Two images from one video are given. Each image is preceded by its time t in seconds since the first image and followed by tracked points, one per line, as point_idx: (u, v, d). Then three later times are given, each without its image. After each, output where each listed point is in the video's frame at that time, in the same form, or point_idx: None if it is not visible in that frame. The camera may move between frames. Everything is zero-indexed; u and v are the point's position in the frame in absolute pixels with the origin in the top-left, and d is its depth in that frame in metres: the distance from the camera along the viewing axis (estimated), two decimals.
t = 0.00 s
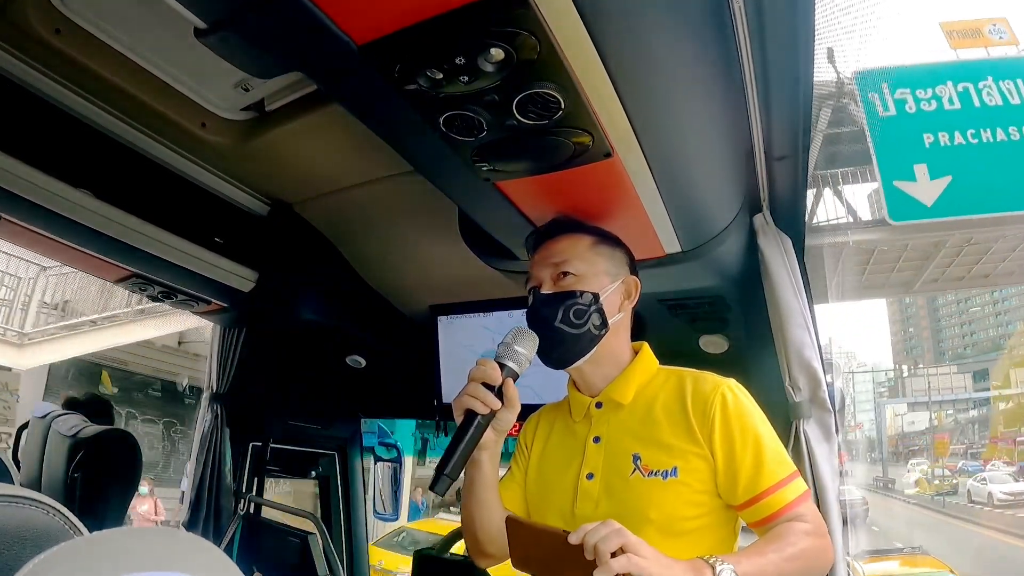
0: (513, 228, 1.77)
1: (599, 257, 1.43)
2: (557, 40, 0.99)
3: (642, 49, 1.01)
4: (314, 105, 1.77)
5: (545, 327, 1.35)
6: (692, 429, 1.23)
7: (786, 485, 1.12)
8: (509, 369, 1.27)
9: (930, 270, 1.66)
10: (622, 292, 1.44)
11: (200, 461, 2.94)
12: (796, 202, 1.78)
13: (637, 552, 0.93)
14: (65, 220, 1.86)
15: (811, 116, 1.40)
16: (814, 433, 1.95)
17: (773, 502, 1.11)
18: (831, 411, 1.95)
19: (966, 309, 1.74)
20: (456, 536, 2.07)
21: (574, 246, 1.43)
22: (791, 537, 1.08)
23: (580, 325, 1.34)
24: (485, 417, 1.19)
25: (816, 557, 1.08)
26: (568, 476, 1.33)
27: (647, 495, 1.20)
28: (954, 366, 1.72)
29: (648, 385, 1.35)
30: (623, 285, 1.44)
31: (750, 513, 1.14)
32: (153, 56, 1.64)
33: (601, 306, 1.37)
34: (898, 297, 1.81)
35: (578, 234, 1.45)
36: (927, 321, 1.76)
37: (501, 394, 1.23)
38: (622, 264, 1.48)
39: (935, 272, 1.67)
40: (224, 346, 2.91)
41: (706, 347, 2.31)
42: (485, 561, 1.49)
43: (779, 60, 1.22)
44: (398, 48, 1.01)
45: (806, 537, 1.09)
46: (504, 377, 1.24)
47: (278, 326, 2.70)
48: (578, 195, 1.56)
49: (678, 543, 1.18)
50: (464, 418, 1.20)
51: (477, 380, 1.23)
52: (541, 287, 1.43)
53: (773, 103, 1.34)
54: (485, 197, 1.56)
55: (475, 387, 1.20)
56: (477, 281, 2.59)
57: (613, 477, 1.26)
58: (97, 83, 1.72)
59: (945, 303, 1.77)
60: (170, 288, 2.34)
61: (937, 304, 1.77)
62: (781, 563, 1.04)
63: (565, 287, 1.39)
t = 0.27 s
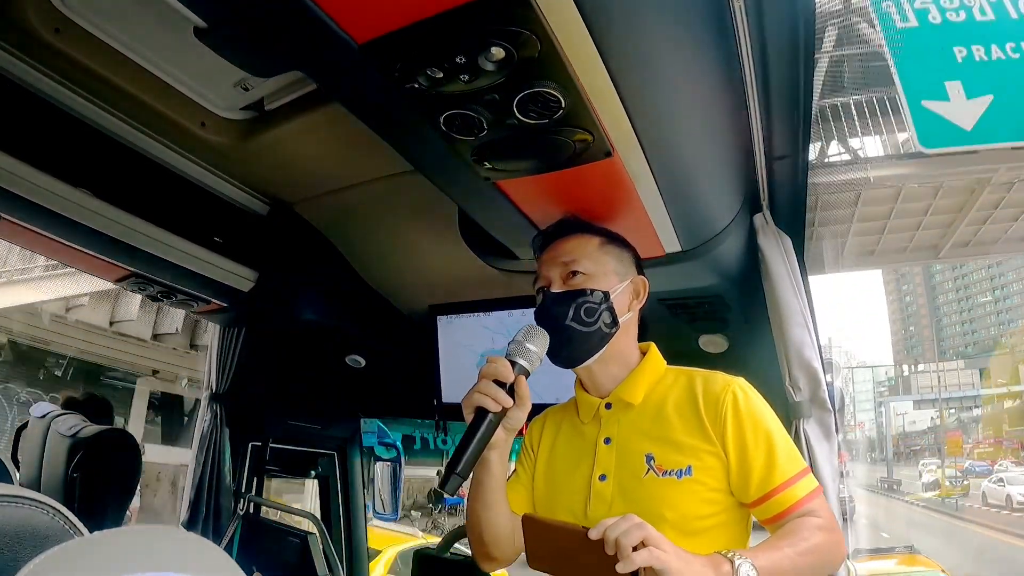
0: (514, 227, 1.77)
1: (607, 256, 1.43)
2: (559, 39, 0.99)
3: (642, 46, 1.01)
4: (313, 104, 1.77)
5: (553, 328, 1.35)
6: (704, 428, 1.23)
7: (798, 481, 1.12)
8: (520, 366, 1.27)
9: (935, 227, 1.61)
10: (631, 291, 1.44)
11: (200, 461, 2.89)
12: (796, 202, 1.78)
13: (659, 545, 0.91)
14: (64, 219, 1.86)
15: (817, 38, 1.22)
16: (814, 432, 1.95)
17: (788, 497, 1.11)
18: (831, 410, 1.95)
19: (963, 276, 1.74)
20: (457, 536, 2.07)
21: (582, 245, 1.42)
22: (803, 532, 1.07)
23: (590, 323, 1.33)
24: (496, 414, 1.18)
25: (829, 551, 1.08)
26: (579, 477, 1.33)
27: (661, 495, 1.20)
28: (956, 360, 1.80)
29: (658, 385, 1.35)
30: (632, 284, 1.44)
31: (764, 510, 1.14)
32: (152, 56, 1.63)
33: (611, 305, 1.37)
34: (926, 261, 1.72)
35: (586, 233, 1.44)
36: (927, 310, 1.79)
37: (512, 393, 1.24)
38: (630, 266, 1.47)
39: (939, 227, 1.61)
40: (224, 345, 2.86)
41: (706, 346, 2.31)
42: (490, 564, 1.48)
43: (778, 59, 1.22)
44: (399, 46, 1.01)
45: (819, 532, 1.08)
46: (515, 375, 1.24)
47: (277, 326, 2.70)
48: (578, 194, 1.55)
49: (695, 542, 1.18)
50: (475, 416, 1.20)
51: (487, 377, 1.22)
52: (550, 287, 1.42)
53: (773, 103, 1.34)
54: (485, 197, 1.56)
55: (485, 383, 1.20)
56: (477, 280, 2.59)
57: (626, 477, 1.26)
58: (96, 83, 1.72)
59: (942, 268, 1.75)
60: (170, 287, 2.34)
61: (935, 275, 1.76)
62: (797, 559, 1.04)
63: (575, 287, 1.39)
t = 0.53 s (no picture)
0: (513, 226, 1.77)
1: (604, 257, 1.42)
2: (559, 38, 0.99)
3: (642, 46, 1.01)
4: (314, 103, 1.77)
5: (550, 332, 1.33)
6: (709, 431, 1.22)
7: (803, 482, 1.12)
8: (519, 370, 1.24)
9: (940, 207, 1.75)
10: (628, 289, 1.44)
11: (199, 459, 2.80)
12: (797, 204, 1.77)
13: (668, 552, 0.92)
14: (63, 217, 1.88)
15: None
16: (813, 432, 1.93)
17: (796, 495, 1.11)
18: (831, 410, 1.93)
19: (960, 253, 1.95)
20: (456, 535, 2.08)
21: (577, 247, 1.40)
22: (812, 533, 1.08)
23: (590, 330, 1.33)
24: (495, 419, 1.18)
25: (835, 552, 1.09)
26: (581, 480, 1.32)
27: (665, 498, 1.20)
28: (964, 354, 2.04)
29: (660, 387, 1.35)
30: (629, 282, 1.44)
31: (769, 512, 1.15)
32: (152, 55, 1.63)
33: (609, 309, 1.36)
34: (962, 208, 1.74)
35: (580, 236, 1.41)
36: (927, 305, 2.05)
37: (511, 397, 1.22)
38: (627, 261, 1.47)
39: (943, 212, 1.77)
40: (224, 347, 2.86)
41: (705, 346, 2.32)
42: (492, 568, 1.48)
43: (778, 65, 1.22)
44: (398, 44, 1.01)
45: (826, 532, 1.09)
46: (514, 379, 1.22)
47: (277, 325, 2.70)
48: (577, 194, 1.55)
49: (700, 547, 1.18)
50: (473, 421, 1.19)
51: (483, 383, 1.21)
52: (547, 292, 1.41)
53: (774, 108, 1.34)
54: (484, 195, 1.57)
55: (482, 390, 1.19)
56: (477, 281, 2.60)
57: (629, 481, 1.25)
58: (94, 81, 1.71)
59: (941, 262, 1.98)
60: (169, 287, 2.40)
61: (935, 266, 1.99)
62: (805, 560, 1.05)
63: (572, 293, 1.38)
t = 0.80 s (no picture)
0: (513, 226, 1.77)
1: (612, 253, 1.42)
2: (558, 38, 0.99)
3: (640, 46, 1.01)
4: (314, 102, 1.77)
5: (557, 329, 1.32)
6: (713, 436, 1.23)
7: (807, 490, 1.13)
8: (523, 372, 1.23)
9: (943, 183, 1.78)
10: (636, 287, 1.44)
11: (200, 457, 2.70)
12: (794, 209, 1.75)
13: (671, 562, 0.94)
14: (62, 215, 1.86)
15: None
16: (812, 431, 1.92)
17: (803, 503, 1.12)
18: (829, 409, 1.91)
19: (960, 247, 1.91)
20: (454, 534, 2.09)
21: (587, 243, 1.40)
22: (814, 539, 1.10)
23: (593, 327, 1.32)
24: (499, 421, 1.17)
25: (836, 557, 1.10)
26: (583, 481, 1.32)
27: (668, 502, 1.20)
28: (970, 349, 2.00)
29: (664, 389, 1.35)
30: (637, 280, 1.44)
31: (771, 518, 1.15)
32: (152, 55, 1.64)
33: (615, 306, 1.36)
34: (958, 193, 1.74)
35: (589, 230, 1.42)
36: (928, 304, 1.96)
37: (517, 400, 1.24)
38: (636, 259, 1.47)
39: (946, 189, 1.81)
40: (224, 346, 2.78)
41: (705, 346, 2.32)
42: (492, 567, 1.49)
43: (778, 69, 1.22)
44: (398, 44, 1.01)
45: (827, 539, 1.11)
46: (519, 381, 1.22)
47: (277, 324, 2.71)
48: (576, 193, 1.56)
49: (699, 552, 1.18)
50: (477, 422, 1.19)
51: (489, 385, 1.20)
52: (554, 287, 1.41)
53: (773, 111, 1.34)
54: (484, 195, 1.57)
55: (486, 391, 1.19)
56: (476, 280, 2.60)
57: (632, 483, 1.25)
58: (94, 79, 1.71)
59: (941, 259, 1.92)
60: (168, 287, 2.37)
61: (936, 265, 1.92)
62: (807, 566, 1.06)
63: (579, 287, 1.38)
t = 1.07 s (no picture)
0: (512, 226, 1.78)
1: (614, 250, 1.41)
2: (558, 37, 0.99)
3: (637, 45, 1.00)
4: (312, 101, 1.76)
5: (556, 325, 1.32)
6: (715, 438, 1.23)
7: (809, 496, 1.13)
8: (522, 371, 1.23)
9: (945, 175, 1.40)
10: (638, 284, 1.43)
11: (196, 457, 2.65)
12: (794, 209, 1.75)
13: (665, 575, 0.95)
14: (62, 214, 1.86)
15: None
16: (811, 431, 1.94)
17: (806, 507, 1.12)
18: (829, 410, 1.92)
19: (962, 244, 1.49)
20: (454, 534, 2.09)
21: (587, 239, 1.40)
22: (812, 548, 1.09)
23: (592, 325, 1.31)
24: (496, 421, 1.17)
25: (836, 564, 1.10)
26: (583, 481, 1.32)
27: (668, 505, 1.20)
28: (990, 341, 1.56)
29: (666, 390, 1.35)
30: (639, 277, 1.43)
31: (771, 523, 1.15)
32: (152, 54, 1.64)
33: (614, 304, 1.35)
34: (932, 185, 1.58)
35: (590, 227, 1.41)
36: (930, 304, 1.60)
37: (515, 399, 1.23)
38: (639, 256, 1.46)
39: (950, 182, 1.41)
40: (222, 345, 2.75)
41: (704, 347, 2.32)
42: (491, 565, 1.49)
43: (778, 71, 1.22)
44: (398, 43, 1.01)
45: (826, 546, 1.10)
46: (517, 381, 1.21)
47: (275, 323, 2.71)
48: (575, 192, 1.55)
49: (699, 556, 1.18)
50: (476, 421, 1.18)
51: (488, 384, 1.20)
52: (555, 282, 1.40)
53: (772, 110, 1.34)
54: (483, 195, 1.57)
55: (484, 390, 1.18)
56: (475, 280, 2.60)
57: (632, 485, 1.25)
58: (92, 77, 1.71)
59: (942, 257, 1.52)
60: (167, 286, 2.37)
61: (935, 262, 1.54)
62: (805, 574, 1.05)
63: (579, 284, 1.37)
